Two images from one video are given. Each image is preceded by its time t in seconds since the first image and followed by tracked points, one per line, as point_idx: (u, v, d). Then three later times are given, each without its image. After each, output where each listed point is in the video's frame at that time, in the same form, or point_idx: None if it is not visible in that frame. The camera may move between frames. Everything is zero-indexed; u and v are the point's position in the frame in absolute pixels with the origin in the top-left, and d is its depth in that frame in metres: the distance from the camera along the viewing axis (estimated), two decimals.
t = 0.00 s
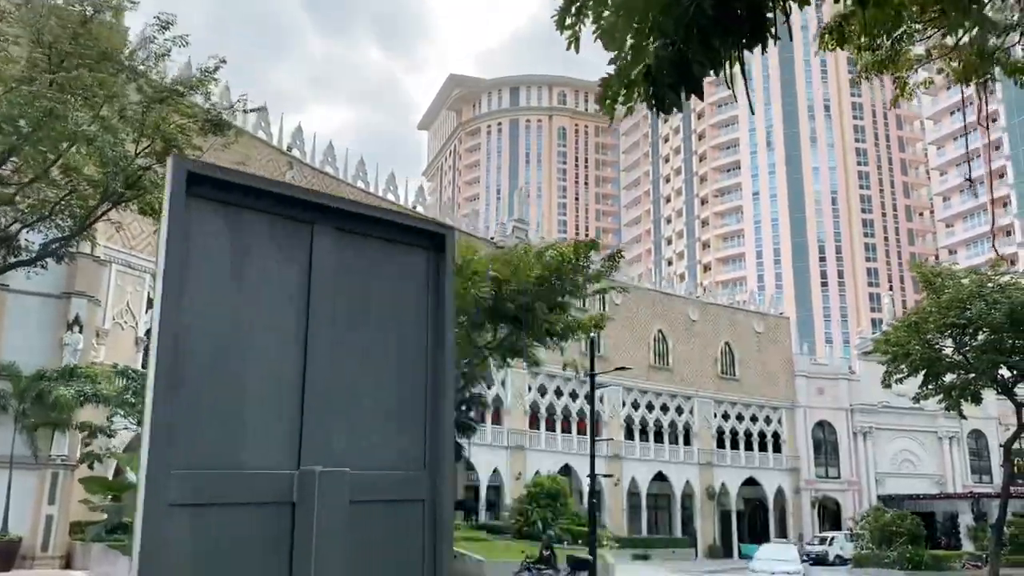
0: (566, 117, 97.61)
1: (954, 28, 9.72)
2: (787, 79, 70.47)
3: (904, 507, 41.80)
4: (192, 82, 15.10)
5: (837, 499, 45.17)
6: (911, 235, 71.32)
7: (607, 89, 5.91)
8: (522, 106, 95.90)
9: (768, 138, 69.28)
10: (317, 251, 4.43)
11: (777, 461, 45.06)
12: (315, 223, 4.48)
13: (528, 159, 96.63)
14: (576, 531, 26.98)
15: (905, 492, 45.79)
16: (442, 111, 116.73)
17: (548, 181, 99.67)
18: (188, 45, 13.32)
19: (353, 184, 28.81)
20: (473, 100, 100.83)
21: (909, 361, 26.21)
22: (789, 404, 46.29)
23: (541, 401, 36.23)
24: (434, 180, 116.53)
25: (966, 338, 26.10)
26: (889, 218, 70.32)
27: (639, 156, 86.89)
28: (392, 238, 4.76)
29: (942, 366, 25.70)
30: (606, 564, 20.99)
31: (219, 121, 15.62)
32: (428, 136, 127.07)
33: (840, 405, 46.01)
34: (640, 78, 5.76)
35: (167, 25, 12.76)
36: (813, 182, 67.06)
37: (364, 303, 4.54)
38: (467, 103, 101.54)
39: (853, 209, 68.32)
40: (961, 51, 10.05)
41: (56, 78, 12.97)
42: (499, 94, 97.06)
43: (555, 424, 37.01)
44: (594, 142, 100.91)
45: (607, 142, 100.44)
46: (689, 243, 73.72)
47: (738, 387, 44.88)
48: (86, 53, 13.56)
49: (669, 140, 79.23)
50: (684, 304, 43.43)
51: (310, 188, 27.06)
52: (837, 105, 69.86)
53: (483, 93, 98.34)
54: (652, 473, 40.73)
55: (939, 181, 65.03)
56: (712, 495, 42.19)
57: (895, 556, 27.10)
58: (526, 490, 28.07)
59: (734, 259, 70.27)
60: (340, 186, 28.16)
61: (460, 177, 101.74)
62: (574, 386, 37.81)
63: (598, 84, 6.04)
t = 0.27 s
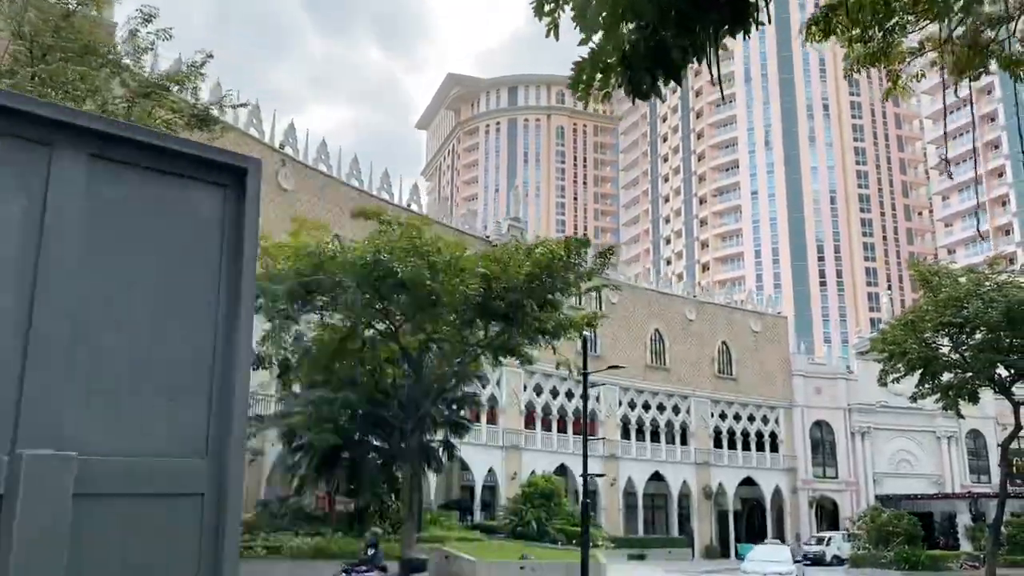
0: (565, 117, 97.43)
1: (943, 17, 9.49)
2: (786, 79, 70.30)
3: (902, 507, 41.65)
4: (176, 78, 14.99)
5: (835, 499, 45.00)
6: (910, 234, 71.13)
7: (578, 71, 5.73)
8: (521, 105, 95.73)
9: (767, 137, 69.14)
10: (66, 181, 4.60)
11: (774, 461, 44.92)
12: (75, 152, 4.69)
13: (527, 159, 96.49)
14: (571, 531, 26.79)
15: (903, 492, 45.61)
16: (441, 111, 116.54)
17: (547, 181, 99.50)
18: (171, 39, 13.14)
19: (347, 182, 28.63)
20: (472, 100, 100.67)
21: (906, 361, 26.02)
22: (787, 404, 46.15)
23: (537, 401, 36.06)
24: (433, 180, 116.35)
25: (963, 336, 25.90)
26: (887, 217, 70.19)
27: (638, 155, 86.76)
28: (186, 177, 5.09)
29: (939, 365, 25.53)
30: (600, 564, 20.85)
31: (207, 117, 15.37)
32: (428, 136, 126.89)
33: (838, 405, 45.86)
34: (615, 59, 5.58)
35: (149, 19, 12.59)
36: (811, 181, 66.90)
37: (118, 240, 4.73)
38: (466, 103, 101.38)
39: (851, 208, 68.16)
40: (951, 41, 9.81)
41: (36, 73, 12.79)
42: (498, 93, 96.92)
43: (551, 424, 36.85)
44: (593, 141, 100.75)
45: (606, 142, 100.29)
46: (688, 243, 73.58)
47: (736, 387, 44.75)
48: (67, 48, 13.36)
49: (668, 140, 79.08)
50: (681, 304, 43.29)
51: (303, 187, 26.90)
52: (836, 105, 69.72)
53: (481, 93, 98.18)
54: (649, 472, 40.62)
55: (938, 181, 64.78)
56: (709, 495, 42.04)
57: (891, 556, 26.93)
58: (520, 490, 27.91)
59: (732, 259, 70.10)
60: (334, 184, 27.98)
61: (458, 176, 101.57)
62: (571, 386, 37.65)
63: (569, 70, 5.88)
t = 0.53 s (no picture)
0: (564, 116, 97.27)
1: (935, 6, 9.27)
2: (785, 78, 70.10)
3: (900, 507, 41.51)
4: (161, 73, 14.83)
5: (833, 500, 44.80)
6: (909, 233, 70.85)
7: (549, 58, 5.61)
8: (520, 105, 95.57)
9: (766, 136, 68.91)
10: None
11: (772, 461, 44.71)
12: None
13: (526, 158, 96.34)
14: (566, 531, 26.60)
15: (902, 492, 45.38)
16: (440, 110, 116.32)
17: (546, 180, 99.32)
18: (155, 33, 12.99)
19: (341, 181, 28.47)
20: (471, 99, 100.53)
21: (902, 360, 25.89)
22: (785, 404, 45.97)
23: (533, 401, 35.84)
24: (432, 179, 116.16)
25: (960, 335, 25.74)
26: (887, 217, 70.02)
27: (637, 155, 86.65)
28: None
29: (935, 364, 25.37)
30: (593, 565, 20.65)
31: (194, 113, 15.17)
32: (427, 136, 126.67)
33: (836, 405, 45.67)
34: (587, 49, 5.51)
35: (133, 13, 12.45)
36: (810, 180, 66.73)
37: None
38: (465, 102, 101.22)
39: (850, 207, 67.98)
40: (944, 32, 9.61)
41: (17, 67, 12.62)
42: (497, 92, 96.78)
43: (547, 424, 36.63)
44: (592, 141, 100.62)
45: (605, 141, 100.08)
46: (687, 243, 73.38)
47: (733, 386, 44.57)
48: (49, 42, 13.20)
49: (667, 139, 78.90)
50: (679, 303, 43.11)
51: (296, 185, 26.72)
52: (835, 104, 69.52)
53: (480, 92, 98.03)
54: (646, 473, 40.43)
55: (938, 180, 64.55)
56: (707, 495, 41.83)
57: (888, 556, 26.80)
58: (514, 490, 27.73)
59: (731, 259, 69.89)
60: (328, 183, 27.81)
61: (457, 176, 101.36)
62: (568, 385, 37.46)
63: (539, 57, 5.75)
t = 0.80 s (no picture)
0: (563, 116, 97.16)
1: None
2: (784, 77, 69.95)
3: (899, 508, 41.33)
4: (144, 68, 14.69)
5: (832, 500, 44.59)
6: (909, 233, 70.63)
7: (518, 44, 5.41)
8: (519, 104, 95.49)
9: (766, 135, 68.75)
10: None
11: (770, 461, 44.48)
12: None
13: (525, 158, 96.22)
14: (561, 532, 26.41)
15: (901, 492, 45.14)
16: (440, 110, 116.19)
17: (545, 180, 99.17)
18: (138, 26, 12.87)
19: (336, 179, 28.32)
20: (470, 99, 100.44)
21: (900, 358, 25.80)
22: (783, 403, 45.80)
23: (529, 400, 35.68)
24: (431, 179, 116.09)
25: (958, 334, 25.59)
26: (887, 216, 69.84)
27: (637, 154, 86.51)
28: None
29: (932, 363, 25.26)
30: (586, 566, 20.46)
31: (180, 110, 14.98)
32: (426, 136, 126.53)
33: (835, 404, 45.51)
34: (559, 34, 5.34)
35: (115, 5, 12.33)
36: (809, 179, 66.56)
37: None
38: (464, 102, 101.16)
39: (851, 206, 67.79)
40: (936, 23, 9.46)
41: None
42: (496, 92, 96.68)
43: (544, 423, 36.44)
44: (592, 141, 100.48)
45: (605, 141, 99.91)
46: (686, 242, 73.25)
47: (732, 386, 44.40)
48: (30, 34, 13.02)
49: (666, 139, 78.76)
50: (677, 301, 42.97)
51: (289, 183, 26.57)
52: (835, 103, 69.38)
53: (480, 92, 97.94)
54: (643, 473, 40.21)
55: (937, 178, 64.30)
56: (705, 495, 41.62)
57: (886, 556, 26.61)
58: (509, 490, 27.55)
59: (731, 258, 69.68)
60: (322, 181, 27.65)
61: (457, 176, 101.22)
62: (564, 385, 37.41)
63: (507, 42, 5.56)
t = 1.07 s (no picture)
0: (564, 116, 97.01)
1: None
2: (785, 76, 69.75)
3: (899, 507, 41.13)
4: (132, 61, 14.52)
5: (832, 499, 44.36)
6: (910, 232, 70.39)
7: (489, 28, 5.19)
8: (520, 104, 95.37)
9: (766, 134, 68.54)
10: None
11: (770, 460, 44.27)
12: None
13: (525, 158, 96.06)
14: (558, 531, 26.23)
15: (902, 492, 44.93)
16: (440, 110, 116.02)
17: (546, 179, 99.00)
18: (124, 19, 12.71)
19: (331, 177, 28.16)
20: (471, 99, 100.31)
21: (899, 357, 25.61)
22: (783, 403, 45.59)
23: (527, 400, 35.53)
24: (431, 179, 115.94)
25: (957, 332, 25.39)
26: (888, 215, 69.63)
27: (637, 153, 86.35)
28: None
29: (932, 361, 25.07)
30: (581, 566, 20.26)
31: (168, 106, 14.86)
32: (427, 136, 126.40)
33: (835, 404, 45.30)
34: (533, 16, 5.15)
35: None
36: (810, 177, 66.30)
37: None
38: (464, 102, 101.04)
39: (852, 205, 67.53)
40: (929, 13, 9.28)
41: None
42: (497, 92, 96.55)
43: (542, 423, 36.28)
44: (593, 140, 100.32)
45: (606, 140, 99.75)
46: (686, 241, 73.06)
47: (731, 385, 44.21)
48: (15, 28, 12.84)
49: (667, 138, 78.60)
50: (677, 300, 42.82)
51: (284, 181, 26.41)
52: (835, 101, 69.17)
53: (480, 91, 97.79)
54: (642, 473, 40.00)
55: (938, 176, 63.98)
56: (704, 495, 41.41)
57: (884, 556, 26.41)
58: (506, 490, 27.39)
59: (732, 258, 69.47)
60: (318, 179, 27.48)
61: (457, 176, 101.07)
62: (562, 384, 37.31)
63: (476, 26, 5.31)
